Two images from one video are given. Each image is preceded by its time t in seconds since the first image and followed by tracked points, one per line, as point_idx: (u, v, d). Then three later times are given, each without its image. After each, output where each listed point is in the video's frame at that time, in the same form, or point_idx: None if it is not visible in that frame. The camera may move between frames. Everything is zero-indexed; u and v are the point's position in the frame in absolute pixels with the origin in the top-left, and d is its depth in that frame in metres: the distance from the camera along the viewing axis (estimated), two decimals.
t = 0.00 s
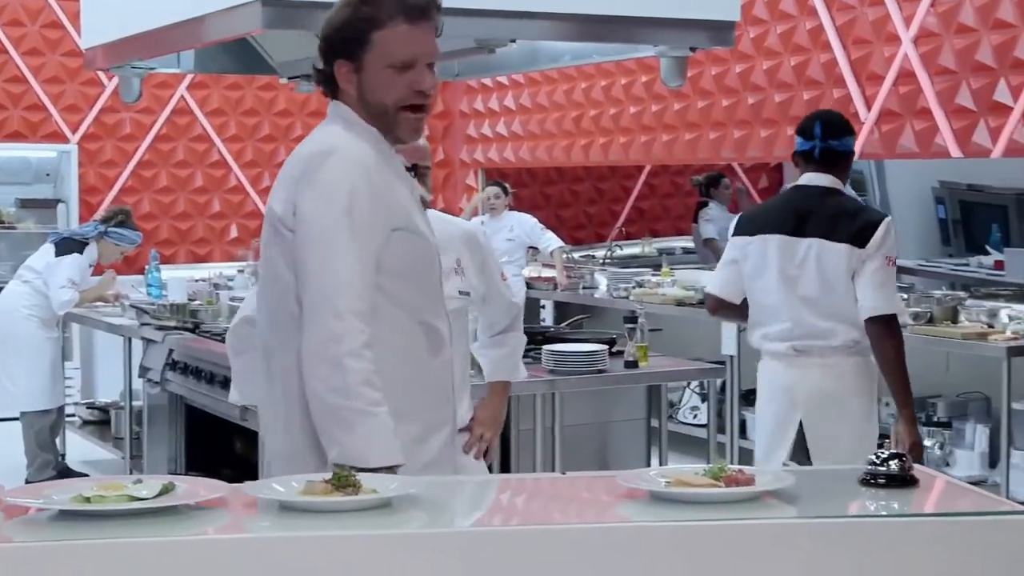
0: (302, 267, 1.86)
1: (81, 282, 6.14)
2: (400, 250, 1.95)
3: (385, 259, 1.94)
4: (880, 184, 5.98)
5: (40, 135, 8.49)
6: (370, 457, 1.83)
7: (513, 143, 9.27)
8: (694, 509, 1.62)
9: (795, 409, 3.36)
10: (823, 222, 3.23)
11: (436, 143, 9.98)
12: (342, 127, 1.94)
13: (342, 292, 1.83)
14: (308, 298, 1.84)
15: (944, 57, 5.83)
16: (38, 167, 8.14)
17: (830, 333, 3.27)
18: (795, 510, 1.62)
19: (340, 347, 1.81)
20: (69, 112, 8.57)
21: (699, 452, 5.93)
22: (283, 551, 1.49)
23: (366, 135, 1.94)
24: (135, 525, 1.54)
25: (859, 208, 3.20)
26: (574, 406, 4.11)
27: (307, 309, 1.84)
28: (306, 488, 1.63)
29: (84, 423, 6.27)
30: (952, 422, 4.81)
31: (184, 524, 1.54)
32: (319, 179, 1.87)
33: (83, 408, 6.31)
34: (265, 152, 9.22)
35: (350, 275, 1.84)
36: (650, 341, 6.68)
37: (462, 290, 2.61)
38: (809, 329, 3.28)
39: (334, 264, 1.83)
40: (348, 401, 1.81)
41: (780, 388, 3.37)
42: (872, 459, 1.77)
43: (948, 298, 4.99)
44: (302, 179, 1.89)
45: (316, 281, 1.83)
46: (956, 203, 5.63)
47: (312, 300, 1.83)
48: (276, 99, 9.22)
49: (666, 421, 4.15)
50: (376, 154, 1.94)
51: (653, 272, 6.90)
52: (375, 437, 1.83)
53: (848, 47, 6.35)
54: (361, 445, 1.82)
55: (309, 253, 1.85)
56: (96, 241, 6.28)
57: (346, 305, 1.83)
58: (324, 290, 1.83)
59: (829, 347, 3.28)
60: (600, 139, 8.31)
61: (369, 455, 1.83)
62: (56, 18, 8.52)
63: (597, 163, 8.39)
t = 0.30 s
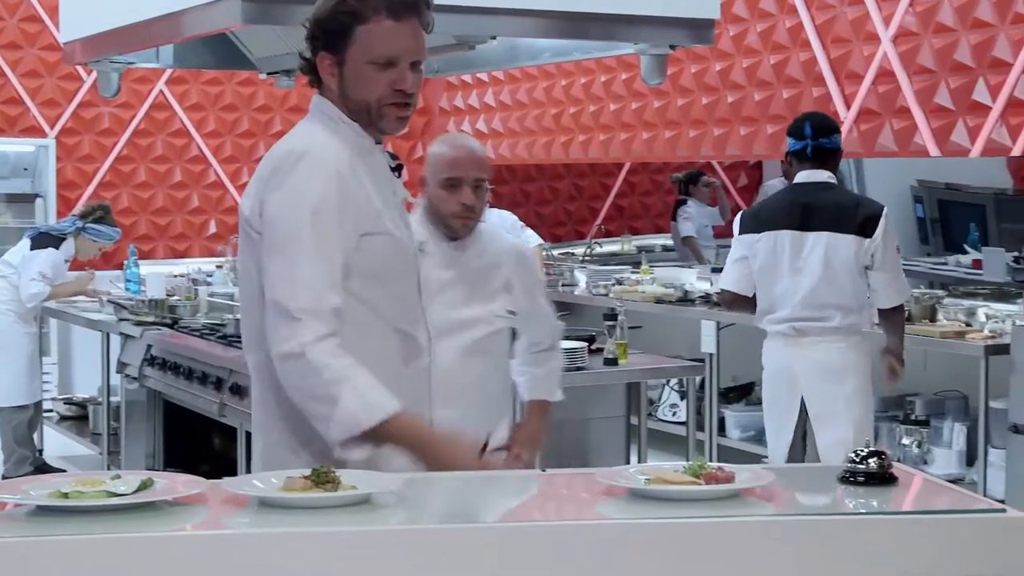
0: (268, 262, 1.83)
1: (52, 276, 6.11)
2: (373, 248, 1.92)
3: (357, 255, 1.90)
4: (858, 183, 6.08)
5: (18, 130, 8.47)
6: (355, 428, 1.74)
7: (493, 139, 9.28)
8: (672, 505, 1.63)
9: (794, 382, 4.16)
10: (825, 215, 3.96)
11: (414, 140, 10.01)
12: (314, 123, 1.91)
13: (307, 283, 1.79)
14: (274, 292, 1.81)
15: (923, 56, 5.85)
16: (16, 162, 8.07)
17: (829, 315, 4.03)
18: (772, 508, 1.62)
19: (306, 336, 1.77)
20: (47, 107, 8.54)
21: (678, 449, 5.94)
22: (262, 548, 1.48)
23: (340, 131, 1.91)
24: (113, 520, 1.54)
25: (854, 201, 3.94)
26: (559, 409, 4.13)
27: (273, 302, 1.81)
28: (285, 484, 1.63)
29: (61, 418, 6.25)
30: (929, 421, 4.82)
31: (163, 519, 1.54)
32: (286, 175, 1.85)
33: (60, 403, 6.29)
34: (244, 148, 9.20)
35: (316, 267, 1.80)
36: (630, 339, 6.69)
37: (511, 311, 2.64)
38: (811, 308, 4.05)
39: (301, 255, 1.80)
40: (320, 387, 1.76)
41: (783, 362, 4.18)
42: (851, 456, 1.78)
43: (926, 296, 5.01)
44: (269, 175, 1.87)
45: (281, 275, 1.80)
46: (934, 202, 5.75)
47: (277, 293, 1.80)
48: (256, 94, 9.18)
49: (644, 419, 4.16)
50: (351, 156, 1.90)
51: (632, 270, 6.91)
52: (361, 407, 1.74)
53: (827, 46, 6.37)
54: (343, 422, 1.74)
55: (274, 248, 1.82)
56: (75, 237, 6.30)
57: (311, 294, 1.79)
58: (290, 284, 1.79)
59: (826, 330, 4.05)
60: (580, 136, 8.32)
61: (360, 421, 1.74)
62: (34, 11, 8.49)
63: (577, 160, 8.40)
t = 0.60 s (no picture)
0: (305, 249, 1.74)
1: (36, 276, 6.10)
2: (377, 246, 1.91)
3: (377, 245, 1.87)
4: (844, 181, 6.08)
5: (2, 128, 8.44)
6: (467, 352, 1.63)
7: (478, 138, 9.29)
8: (656, 504, 1.63)
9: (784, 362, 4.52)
10: (810, 206, 4.35)
11: (400, 139, 10.05)
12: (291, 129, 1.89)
13: (372, 244, 1.72)
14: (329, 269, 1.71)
15: (908, 55, 5.86)
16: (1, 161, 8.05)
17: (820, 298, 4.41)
18: (757, 507, 1.62)
19: (392, 283, 1.68)
20: (31, 106, 8.52)
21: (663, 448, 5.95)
22: (245, 548, 1.48)
23: (321, 136, 1.89)
24: (97, 521, 1.53)
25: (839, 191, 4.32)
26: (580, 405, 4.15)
27: (331, 274, 1.71)
28: (269, 484, 1.63)
29: (46, 418, 6.23)
30: (915, 419, 4.85)
31: (148, 519, 1.53)
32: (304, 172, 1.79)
33: (45, 403, 6.28)
34: (229, 147, 9.18)
35: (373, 230, 1.74)
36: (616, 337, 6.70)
37: (587, 305, 2.78)
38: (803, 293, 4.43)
39: (355, 225, 1.73)
40: (411, 334, 1.65)
41: (777, 345, 4.55)
42: (835, 455, 1.78)
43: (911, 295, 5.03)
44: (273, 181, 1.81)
45: (337, 244, 1.72)
46: (919, 200, 5.68)
47: (330, 266, 1.71)
48: (241, 93, 9.16)
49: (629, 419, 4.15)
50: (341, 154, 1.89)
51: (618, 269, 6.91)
52: (466, 331, 1.65)
53: (812, 44, 6.37)
54: (447, 353, 1.63)
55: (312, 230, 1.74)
56: (59, 237, 6.31)
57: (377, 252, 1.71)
58: (352, 249, 1.72)
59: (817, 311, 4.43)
60: (565, 135, 8.33)
61: (467, 349, 1.64)
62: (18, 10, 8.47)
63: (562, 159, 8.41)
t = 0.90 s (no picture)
0: (320, 244, 1.76)
1: (20, 280, 6.07)
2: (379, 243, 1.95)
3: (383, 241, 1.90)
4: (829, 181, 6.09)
5: None
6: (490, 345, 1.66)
7: (464, 139, 9.28)
8: (639, 505, 1.62)
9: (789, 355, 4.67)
10: (801, 213, 4.56)
11: (386, 140, 10.04)
12: (288, 129, 1.93)
13: (391, 234, 1.74)
14: (345, 262, 1.73)
15: (891, 54, 5.87)
16: None
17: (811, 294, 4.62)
18: (740, 508, 1.62)
19: (414, 275, 1.70)
20: (15, 108, 8.50)
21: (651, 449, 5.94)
22: (225, 550, 1.48)
23: (320, 136, 1.93)
24: (78, 526, 1.52)
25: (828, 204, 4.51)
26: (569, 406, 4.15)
27: (350, 266, 1.72)
28: (251, 487, 1.62)
29: (31, 421, 6.22)
30: (900, 418, 4.87)
31: (130, 523, 1.53)
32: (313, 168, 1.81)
33: (30, 407, 6.26)
34: (214, 148, 9.17)
35: (389, 222, 1.76)
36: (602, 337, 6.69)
37: (621, 315, 2.67)
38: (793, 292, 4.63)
39: (372, 218, 1.75)
40: (432, 324, 1.68)
41: (771, 342, 4.74)
42: (817, 455, 1.78)
43: (895, 294, 5.05)
44: (282, 180, 1.83)
45: (354, 237, 1.74)
46: (905, 200, 5.68)
47: (348, 259, 1.73)
48: (226, 95, 9.14)
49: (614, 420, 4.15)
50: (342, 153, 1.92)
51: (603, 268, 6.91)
52: (488, 323, 1.67)
53: (796, 44, 6.39)
54: (467, 344, 1.66)
55: (326, 225, 1.76)
56: (43, 238, 6.28)
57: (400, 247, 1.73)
58: (368, 242, 1.73)
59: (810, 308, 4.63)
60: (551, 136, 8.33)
61: (487, 343, 1.66)
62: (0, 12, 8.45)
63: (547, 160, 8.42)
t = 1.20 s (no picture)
0: (306, 250, 1.77)
1: None
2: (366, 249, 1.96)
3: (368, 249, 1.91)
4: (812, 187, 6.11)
5: None
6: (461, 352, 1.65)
7: (447, 146, 9.29)
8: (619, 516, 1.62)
9: (763, 351, 4.99)
10: (774, 213, 4.81)
11: (369, 147, 10.01)
12: (273, 136, 1.94)
13: (375, 240, 1.75)
14: (331, 269, 1.74)
15: (873, 61, 5.88)
16: None
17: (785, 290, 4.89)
18: (720, 517, 1.61)
19: (393, 281, 1.71)
20: None
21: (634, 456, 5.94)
22: (200, 563, 1.46)
23: (303, 143, 1.94)
24: (55, 538, 1.51)
25: (795, 203, 4.76)
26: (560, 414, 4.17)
27: (335, 272, 1.73)
28: (230, 499, 1.62)
29: (13, 430, 6.20)
30: (883, 425, 4.87)
31: (107, 536, 1.52)
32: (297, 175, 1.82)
33: (11, 417, 6.24)
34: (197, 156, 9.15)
35: (373, 229, 1.77)
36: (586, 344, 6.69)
37: (636, 318, 2.43)
38: (768, 288, 4.89)
39: (356, 224, 1.76)
40: (409, 329, 1.68)
41: (752, 337, 5.01)
42: (798, 464, 1.78)
43: (878, 301, 5.06)
44: (268, 188, 1.84)
45: (337, 242, 1.75)
46: (888, 206, 5.73)
47: (334, 265, 1.74)
48: (209, 102, 9.12)
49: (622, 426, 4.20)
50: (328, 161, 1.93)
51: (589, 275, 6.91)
52: (463, 329, 1.67)
53: (779, 51, 6.40)
54: (442, 349, 1.66)
55: (312, 231, 1.77)
56: (20, 246, 6.34)
57: (384, 254, 1.74)
58: (353, 247, 1.74)
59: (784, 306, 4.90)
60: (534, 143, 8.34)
61: (459, 348, 1.66)
62: None
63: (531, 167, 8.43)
